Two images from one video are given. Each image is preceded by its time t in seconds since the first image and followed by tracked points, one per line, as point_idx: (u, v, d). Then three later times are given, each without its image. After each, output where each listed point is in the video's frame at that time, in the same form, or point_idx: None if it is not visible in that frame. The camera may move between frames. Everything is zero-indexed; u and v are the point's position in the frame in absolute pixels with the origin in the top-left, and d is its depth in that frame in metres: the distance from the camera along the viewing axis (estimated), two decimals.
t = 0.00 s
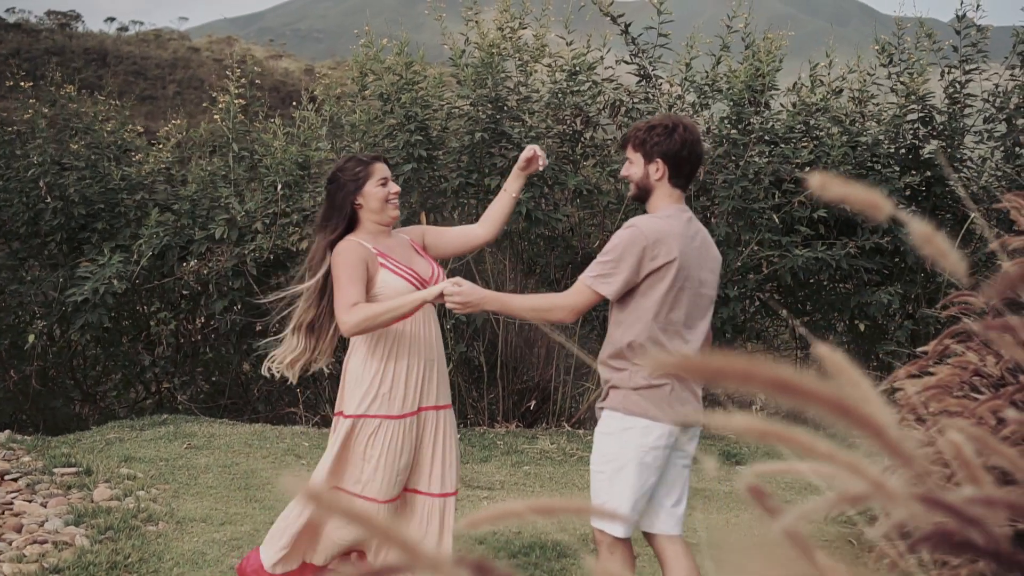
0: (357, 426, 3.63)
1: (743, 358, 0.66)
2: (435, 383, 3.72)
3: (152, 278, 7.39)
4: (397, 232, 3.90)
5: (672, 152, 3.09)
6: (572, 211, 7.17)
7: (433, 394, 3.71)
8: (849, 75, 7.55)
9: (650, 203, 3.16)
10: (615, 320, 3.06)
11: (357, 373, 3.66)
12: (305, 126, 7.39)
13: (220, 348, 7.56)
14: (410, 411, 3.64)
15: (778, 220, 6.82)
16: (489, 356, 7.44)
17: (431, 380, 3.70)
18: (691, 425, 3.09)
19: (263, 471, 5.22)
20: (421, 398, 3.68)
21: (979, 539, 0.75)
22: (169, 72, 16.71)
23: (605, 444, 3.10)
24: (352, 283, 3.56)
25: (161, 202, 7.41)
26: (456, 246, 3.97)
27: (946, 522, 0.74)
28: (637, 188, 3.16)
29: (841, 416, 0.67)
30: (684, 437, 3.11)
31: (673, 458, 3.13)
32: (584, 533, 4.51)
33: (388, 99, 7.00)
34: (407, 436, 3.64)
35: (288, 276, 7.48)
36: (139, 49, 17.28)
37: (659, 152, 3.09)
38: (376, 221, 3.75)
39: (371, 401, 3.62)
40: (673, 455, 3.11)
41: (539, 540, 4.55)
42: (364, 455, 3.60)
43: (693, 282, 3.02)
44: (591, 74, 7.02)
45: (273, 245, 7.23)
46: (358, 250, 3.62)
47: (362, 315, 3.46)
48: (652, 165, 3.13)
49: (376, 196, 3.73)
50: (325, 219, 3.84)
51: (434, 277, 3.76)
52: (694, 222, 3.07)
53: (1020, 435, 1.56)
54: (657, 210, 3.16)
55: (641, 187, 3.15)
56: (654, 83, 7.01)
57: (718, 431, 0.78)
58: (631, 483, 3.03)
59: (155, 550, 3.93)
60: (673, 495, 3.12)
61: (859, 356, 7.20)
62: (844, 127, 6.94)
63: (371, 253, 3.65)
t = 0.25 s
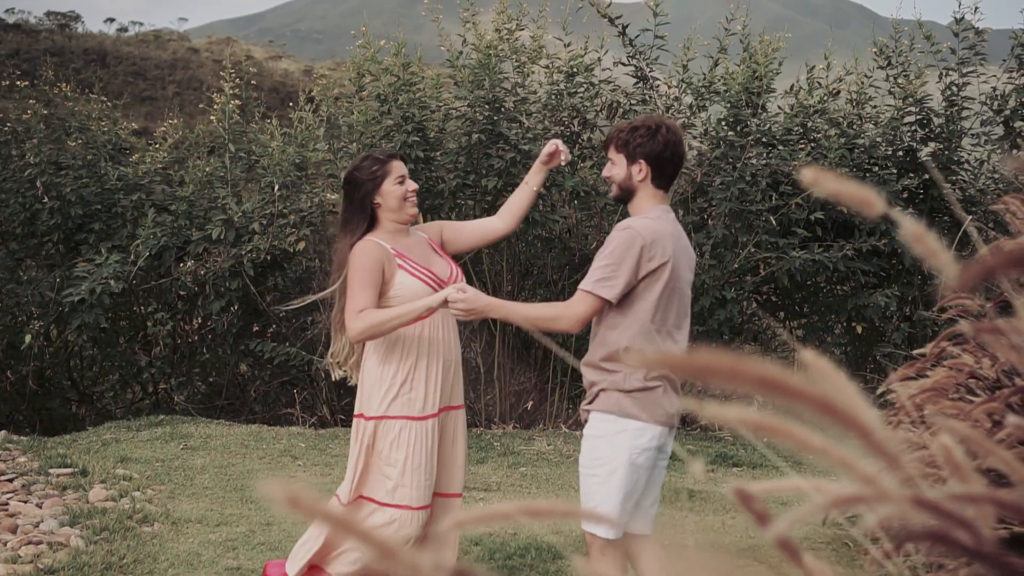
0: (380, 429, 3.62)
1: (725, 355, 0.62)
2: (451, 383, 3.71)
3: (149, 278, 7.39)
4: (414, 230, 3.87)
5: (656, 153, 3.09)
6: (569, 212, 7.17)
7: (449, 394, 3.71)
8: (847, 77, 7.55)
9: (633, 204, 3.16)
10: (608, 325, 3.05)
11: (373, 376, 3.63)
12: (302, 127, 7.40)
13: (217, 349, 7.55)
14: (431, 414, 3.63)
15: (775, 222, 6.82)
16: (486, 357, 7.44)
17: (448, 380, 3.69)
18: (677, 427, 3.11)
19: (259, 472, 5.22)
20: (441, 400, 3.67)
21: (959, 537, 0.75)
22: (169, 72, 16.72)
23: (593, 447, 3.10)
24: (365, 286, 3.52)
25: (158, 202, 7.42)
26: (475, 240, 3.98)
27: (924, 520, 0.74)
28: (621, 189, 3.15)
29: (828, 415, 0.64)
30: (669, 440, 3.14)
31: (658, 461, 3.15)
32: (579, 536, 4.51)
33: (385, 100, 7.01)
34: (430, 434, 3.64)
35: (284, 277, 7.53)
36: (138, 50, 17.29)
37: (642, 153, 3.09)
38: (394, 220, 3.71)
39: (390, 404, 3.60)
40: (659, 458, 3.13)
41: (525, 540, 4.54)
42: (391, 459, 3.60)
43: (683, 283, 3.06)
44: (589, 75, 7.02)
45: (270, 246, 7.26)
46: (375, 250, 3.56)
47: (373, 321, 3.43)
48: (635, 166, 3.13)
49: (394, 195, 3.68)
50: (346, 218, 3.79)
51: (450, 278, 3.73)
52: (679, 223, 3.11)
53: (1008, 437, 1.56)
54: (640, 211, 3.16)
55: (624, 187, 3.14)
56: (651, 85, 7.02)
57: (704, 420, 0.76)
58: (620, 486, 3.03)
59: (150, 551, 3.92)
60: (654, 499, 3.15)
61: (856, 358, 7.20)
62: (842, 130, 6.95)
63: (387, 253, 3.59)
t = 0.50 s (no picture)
0: (398, 432, 3.44)
1: (720, 351, 0.65)
2: (462, 381, 3.57)
3: (146, 278, 7.39)
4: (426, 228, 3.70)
5: (641, 152, 3.10)
6: (567, 213, 7.17)
7: (461, 392, 3.57)
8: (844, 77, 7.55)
9: (620, 204, 3.16)
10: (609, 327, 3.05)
11: (387, 377, 3.46)
12: (299, 127, 7.39)
13: (214, 350, 7.55)
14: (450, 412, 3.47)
15: (772, 222, 6.82)
16: (483, 358, 7.44)
17: (461, 379, 3.55)
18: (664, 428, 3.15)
19: (256, 472, 5.22)
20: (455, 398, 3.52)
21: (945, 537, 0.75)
22: (168, 73, 16.75)
23: (586, 449, 3.10)
24: (377, 291, 3.35)
25: (155, 203, 7.41)
26: (488, 237, 3.82)
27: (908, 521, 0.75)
28: (608, 189, 3.15)
29: (819, 413, 0.66)
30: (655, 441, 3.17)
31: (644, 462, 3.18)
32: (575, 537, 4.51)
33: (382, 101, 7.02)
34: (449, 434, 3.47)
35: (282, 276, 7.48)
36: (138, 50, 17.32)
37: (628, 153, 3.09)
38: (407, 220, 3.54)
39: (407, 405, 3.43)
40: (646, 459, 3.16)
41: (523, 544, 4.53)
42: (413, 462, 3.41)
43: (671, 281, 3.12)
44: (586, 76, 7.01)
45: (267, 247, 7.27)
46: (387, 253, 3.39)
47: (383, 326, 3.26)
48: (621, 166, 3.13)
49: (408, 196, 3.51)
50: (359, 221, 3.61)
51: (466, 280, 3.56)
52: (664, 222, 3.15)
53: (1001, 440, 1.55)
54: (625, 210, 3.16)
55: (611, 187, 3.13)
56: (648, 85, 7.01)
57: (695, 417, 0.77)
58: (614, 486, 3.02)
59: (146, 552, 3.92)
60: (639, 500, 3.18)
61: (853, 359, 7.21)
62: (839, 130, 6.94)
63: (400, 255, 3.42)
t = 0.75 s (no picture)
0: (418, 441, 3.40)
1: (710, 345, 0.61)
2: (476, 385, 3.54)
3: (143, 282, 7.39)
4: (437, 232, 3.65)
5: (629, 156, 3.14)
6: (564, 217, 7.17)
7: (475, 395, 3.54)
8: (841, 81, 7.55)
9: (607, 207, 3.20)
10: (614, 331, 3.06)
11: (402, 385, 3.41)
12: (297, 131, 7.40)
13: (212, 355, 7.63)
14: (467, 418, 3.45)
15: (770, 227, 6.82)
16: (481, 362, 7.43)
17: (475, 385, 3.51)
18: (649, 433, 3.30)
19: (253, 476, 5.22)
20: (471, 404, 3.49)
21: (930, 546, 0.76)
22: (167, 76, 16.76)
23: (586, 453, 3.21)
24: (392, 299, 3.29)
25: (152, 206, 7.41)
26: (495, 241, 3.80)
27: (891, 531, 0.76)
28: (597, 194, 3.18)
29: (811, 414, 0.63)
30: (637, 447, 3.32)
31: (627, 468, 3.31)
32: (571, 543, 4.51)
33: (379, 104, 7.01)
34: (468, 438, 3.45)
35: (280, 280, 7.46)
36: (138, 53, 17.36)
37: (617, 156, 3.13)
38: (420, 225, 3.47)
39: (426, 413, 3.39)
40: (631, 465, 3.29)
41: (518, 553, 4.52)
42: (437, 472, 3.37)
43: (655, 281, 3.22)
44: (584, 80, 7.01)
45: (264, 251, 7.23)
46: (401, 259, 3.33)
47: (398, 336, 3.20)
48: (607, 170, 3.17)
49: (421, 200, 3.45)
50: (371, 226, 3.55)
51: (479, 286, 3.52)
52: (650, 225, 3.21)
53: (990, 447, 1.55)
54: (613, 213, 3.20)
55: (597, 190, 3.17)
56: (646, 89, 7.01)
57: (674, 416, 0.78)
58: (616, 487, 3.13)
59: (142, 556, 3.92)
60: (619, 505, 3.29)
61: (851, 363, 7.21)
62: (837, 134, 6.95)
63: (415, 261, 3.36)
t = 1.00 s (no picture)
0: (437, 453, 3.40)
1: (700, 345, 0.62)
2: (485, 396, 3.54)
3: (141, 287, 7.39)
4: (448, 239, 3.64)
5: (618, 162, 3.27)
6: (563, 223, 7.17)
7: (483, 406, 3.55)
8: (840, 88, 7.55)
9: (594, 212, 3.31)
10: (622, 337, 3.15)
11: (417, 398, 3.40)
12: (296, 136, 7.40)
13: (210, 360, 7.60)
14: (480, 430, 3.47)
15: (768, 233, 6.82)
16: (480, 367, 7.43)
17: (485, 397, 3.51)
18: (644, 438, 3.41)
19: (250, 482, 5.21)
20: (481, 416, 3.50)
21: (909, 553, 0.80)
22: (166, 81, 16.78)
23: (591, 459, 3.29)
24: (410, 308, 3.27)
25: (150, 211, 7.40)
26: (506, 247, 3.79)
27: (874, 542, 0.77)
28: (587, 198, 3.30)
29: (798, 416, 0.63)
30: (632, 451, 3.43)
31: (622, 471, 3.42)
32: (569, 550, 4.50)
33: (378, 110, 7.01)
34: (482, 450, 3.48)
35: (278, 286, 7.47)
36: (138, 58, 17.37)
37: (606, 163, 3.26)
38: (434, 233, 3.46)
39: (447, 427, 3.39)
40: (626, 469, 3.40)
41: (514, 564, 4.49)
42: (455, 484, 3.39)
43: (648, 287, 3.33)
44: (582, 86, 7.02)
45: (263, 256, 7.23)
46: (416, 267, 3.31)
47: (417, 348, 3.19)
48: (598, 176, 3.29)
49: (434, 208, 3.44)
50: (382, 234, 3.53)
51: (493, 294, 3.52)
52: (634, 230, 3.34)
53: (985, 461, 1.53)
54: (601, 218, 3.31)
55: (587, 196, 3.30)
56: (645, 96, 7.02)
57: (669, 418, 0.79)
58: (620, 494, 3.24)
59: (139, 562, 3.91)
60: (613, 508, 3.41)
61: (849, 369, 7.19)
62: (835, 141, 6.95)
63: (430, 269, 3.35)
